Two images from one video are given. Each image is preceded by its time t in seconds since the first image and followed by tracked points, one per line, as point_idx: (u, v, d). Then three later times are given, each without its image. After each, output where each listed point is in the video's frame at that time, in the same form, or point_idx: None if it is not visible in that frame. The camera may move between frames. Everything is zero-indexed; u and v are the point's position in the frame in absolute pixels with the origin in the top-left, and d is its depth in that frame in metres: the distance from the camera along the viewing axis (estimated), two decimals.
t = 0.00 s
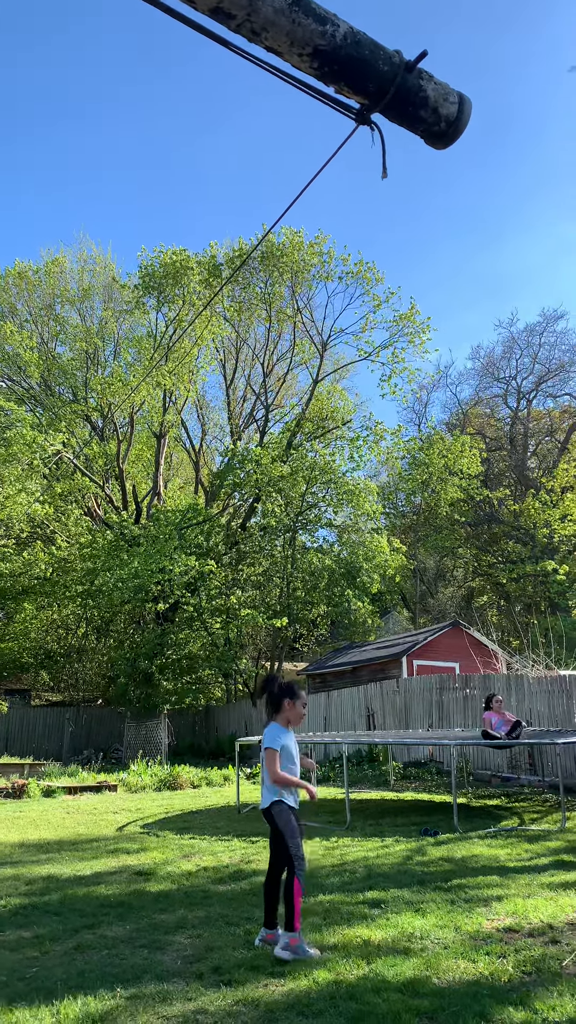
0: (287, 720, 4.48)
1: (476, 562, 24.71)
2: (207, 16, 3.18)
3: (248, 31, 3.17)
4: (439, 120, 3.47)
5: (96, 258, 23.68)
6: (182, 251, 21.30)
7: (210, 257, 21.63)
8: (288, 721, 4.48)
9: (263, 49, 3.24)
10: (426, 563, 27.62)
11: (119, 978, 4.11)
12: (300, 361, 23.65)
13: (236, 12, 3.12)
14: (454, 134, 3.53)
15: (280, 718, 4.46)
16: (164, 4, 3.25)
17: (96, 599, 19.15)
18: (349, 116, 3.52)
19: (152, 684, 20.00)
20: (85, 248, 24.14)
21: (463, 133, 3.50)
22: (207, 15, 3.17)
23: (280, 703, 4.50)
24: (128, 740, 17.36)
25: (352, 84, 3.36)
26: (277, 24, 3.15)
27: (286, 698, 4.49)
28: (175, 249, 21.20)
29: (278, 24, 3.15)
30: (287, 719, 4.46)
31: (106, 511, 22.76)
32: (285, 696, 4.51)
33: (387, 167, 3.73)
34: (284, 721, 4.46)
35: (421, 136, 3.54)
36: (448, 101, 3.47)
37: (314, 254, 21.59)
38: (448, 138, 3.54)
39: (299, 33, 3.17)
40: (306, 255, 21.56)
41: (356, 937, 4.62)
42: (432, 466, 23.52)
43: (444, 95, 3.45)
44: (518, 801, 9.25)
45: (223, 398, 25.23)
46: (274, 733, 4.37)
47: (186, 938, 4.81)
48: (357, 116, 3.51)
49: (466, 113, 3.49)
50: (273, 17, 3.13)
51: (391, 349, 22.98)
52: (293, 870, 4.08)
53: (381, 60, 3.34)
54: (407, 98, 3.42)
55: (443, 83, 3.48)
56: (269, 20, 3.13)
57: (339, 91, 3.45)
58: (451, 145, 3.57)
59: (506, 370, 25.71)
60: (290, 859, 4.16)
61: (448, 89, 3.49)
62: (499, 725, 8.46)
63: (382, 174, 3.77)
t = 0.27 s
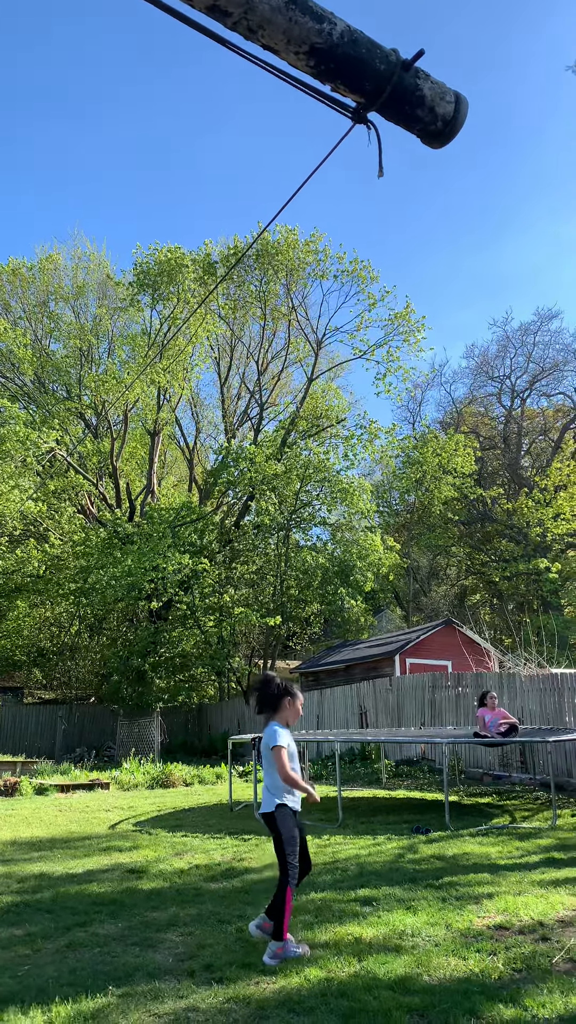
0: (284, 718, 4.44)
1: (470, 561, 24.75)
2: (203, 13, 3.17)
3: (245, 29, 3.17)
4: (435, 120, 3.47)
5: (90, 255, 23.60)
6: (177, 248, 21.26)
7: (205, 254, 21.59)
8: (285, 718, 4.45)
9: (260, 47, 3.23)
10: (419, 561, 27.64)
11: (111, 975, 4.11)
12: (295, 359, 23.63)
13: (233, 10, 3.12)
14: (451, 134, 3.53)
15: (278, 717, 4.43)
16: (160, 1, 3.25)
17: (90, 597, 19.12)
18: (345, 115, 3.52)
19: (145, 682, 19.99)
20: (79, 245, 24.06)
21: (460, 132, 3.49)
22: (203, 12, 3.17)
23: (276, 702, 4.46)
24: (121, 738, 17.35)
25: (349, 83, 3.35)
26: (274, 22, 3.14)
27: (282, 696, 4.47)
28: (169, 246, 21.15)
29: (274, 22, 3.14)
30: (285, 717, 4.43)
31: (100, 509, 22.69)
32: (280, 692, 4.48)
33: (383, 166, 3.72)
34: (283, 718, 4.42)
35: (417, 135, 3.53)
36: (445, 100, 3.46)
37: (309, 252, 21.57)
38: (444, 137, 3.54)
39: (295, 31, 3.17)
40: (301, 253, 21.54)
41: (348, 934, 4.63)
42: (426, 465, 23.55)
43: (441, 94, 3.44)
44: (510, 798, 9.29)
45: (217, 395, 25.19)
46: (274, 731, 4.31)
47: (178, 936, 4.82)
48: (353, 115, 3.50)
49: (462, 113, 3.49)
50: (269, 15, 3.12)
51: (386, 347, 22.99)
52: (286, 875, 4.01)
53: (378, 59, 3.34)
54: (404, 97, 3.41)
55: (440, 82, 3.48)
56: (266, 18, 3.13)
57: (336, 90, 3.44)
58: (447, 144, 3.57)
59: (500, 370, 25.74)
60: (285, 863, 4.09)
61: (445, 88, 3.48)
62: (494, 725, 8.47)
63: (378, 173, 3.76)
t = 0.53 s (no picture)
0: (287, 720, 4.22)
1: (464, 560, 24.79)
2: (199, 13, 3.17)
3: (241, 30, 3.17)
4: (430, 121, 3.48)
5: (86, 253, 23.56)
6: (173, 247, 21.24)
7: (201, 253, 21.58)
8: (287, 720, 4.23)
9: (255, 48, 3.24)
10: (415, 561, 27.68)
11: (104, 975, 4.10)
12: (291, 358, 23.63)
13: (229, 10, 3.12)
14: (446, 135, 3.54)
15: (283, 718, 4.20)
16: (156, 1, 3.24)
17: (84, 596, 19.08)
18: (341, 115, 3.52)
19: (140, 681, 19.97)
20: (75, 243, 24.01)
21: (455, 133, 3.50)
22: (199, 12, 3.16)
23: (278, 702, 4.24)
24: (116, 737, 17.32)
25: (344, 84, 3.36)
26: (270, 23, 3.14)
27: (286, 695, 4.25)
28: (165, 245, 21.13)
29: (270, 22, 3.14)
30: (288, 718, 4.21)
31: (95, 507, 22.68)
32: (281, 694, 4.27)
33: (378, 166, 3.73)
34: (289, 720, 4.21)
35: (412, 136, 3.54)
36: (440, 101, 3.47)
37: (305, 251, 21.58)
38: (439, 138, 3.55)
39: (291, 32, 3.17)
40: (297, 253, 21.55)
41: (342, 934, 4.63)
42: (422, 465, 23.59)
43: (436, 95, 3.45)
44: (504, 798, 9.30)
45: (213, 394, 25.18)
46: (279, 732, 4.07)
47: (172, 935, 4.81)
48: (349, 115, 3.51)
49: (457, 114, 3.50)
50: (265, 15, 3.12)
51: (381, 347, 22.99)
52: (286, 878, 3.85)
53: (374, 60, 3.34)
54: (399, 99, 3.42)
55: (435, 83, 3.48)
56: (262, 18, 3.12)
57: (331, 90, 3.45)
58: (442, 145, 3.58)
59: (495, 370, 25.79)
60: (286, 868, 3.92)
61: (440, 90, 3.49)
62: (490, 725, 8.47)
63: (374, 173, 3.77)
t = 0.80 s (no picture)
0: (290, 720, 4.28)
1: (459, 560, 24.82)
2: (192, 13, 3.17)
3: (234, 30, 3.17)
4: (423, 122, 3.49)
5: (80, 253, 23.51)
6: (168, 247, 21.22)
7: (196, 253, 21.56)
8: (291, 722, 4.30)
9: (249, 48, 3.24)
10: (409, 561, 27.69)
11: (98, 975, 4.10)
12: (286, 358, 23.63)
13: (222, 11, 3.12)
14: (439, 135, 3.54)
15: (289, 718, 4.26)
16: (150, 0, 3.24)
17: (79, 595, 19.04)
18: (335, 116, 3.53)
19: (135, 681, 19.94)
20: (70, 242, 23.95)
21: (448, 134, 3.51)
22: (193, 12, 3.16)
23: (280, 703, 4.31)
24: (110, 737, 17.30)
25: (338, 85, 3.36)
26: (263, 23, 3.14)
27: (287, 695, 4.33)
28: (160, 245, 21.11)
29: (264, 23, 3.14)
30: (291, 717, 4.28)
31: (89, 507, 22.61)
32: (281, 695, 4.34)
33: (372, 167, 3.73)
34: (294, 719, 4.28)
35: (406, 137, 3.55)
36: (433, 102, 3.48)
37: (301, 252, 21.58)
38: (432, 139, 3.56)
39: (285, 32, 3.17)
40: (292, 253, 21.55)
41: (336, 934, 4.63)
42: (416, 465, 23.63)
43: (430, 96, 3.46)
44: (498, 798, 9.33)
45: (208, 394, 25.13)
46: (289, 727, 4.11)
47: (166, 936, 4.81)
48: (343, 116, 3.51)
49: (451, 115, 3.51)
50: (259, 16, 3.12)
51: (376, 348, 23.00)
52: (285, 876, 3.80)
53: (367, 60, 3.34)
54: (393, 99, 3.42)
55: (428, 84, 3.49)
56: (255, 18, 3.13)
57: (325, 91, 3.45)
58: (435, 146, 3.59)
59: (490, 371, 25.84)
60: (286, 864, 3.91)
61: (433, 91, 3.50)
62: (483, 725, 8.49)
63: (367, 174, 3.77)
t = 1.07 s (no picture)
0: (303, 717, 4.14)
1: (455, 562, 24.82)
2: (190, 15, 3.16)
3: (232, 32, 3.17)
4: (420, 123, 3.50)
5: (77, 254, 23.48)
6: (165, 248, 21.21)
7: (193, 254, 21.55)
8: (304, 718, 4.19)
9: (246, 50, 3.24)
10: (406, 562, 27.70)
11: (95, 976, 4.10)
12: (283, 359, 23.63)
13: (220, 12, 3.12)
14: (436, 137, 3.55)
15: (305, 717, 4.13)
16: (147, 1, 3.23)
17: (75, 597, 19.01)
18: (332, 118, 3.53)
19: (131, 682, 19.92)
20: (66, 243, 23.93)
21: (445, 136, 3.52)
22: (190, 14, 3.16)
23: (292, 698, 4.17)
24: (106, 739, 17.28)
25: (335, 86, 3.37)
26: (261, 25, 3.15)
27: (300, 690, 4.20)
28: (157, 246, 21.10)
29: (261, 24, 3.15)
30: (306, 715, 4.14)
31: (86, 508, 22.58)
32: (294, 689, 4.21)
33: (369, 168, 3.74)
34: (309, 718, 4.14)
35: (403, 139, 3.56)
36: (430, 104, 3.49)
37: (298, 253, 21.61)
38: (429, 141, 3.56)
39: (282, 34, 3.17)
40: (290, 254, 21.56)
41: (333, 935, 4.63)
42: (413, 467, 23.64)
43: (426, 98, 3.47)
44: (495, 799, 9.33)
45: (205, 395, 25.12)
46: (311, 726, 3.94)
47: (163, 937, 4.80)
48: (340, 118, 3.52)
49: (447, 117, 3.52)
50: (256, 18, 3.12)
51: (373, 349, 23.00)
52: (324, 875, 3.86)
53: (364, 62, 3.35)
54: (390, 102, 3.43)
55: (425, 86, 3.50)
56: (253, 20, 3.13)
57: (322, 93, 3.46)
58: (432, 147, 3.60)
59: (486, 372, 25.87)
60: (319, 860, 3.98)
61: (430, 93, 3.51)
62: (479, 725, 8.52)
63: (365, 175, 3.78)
